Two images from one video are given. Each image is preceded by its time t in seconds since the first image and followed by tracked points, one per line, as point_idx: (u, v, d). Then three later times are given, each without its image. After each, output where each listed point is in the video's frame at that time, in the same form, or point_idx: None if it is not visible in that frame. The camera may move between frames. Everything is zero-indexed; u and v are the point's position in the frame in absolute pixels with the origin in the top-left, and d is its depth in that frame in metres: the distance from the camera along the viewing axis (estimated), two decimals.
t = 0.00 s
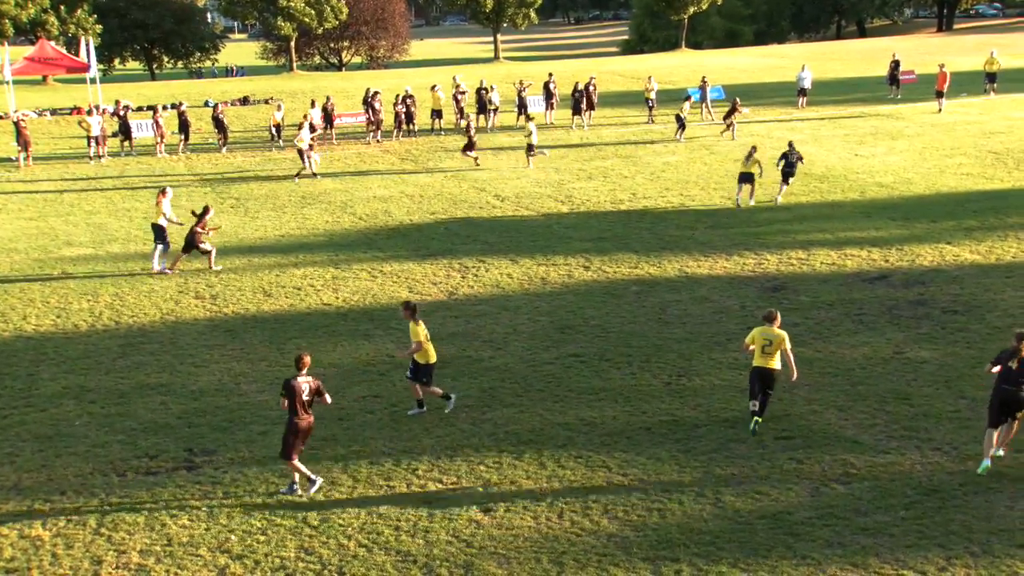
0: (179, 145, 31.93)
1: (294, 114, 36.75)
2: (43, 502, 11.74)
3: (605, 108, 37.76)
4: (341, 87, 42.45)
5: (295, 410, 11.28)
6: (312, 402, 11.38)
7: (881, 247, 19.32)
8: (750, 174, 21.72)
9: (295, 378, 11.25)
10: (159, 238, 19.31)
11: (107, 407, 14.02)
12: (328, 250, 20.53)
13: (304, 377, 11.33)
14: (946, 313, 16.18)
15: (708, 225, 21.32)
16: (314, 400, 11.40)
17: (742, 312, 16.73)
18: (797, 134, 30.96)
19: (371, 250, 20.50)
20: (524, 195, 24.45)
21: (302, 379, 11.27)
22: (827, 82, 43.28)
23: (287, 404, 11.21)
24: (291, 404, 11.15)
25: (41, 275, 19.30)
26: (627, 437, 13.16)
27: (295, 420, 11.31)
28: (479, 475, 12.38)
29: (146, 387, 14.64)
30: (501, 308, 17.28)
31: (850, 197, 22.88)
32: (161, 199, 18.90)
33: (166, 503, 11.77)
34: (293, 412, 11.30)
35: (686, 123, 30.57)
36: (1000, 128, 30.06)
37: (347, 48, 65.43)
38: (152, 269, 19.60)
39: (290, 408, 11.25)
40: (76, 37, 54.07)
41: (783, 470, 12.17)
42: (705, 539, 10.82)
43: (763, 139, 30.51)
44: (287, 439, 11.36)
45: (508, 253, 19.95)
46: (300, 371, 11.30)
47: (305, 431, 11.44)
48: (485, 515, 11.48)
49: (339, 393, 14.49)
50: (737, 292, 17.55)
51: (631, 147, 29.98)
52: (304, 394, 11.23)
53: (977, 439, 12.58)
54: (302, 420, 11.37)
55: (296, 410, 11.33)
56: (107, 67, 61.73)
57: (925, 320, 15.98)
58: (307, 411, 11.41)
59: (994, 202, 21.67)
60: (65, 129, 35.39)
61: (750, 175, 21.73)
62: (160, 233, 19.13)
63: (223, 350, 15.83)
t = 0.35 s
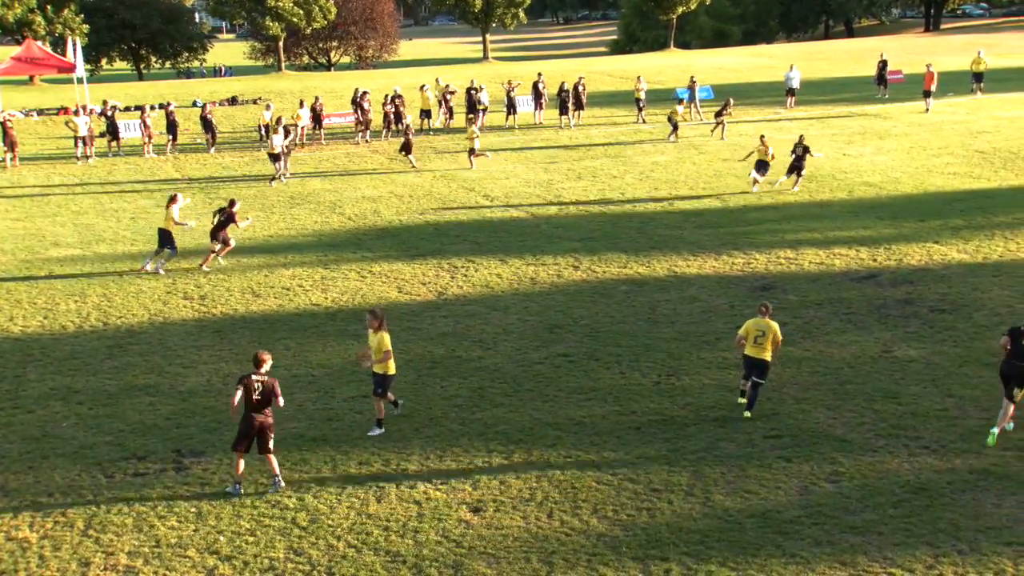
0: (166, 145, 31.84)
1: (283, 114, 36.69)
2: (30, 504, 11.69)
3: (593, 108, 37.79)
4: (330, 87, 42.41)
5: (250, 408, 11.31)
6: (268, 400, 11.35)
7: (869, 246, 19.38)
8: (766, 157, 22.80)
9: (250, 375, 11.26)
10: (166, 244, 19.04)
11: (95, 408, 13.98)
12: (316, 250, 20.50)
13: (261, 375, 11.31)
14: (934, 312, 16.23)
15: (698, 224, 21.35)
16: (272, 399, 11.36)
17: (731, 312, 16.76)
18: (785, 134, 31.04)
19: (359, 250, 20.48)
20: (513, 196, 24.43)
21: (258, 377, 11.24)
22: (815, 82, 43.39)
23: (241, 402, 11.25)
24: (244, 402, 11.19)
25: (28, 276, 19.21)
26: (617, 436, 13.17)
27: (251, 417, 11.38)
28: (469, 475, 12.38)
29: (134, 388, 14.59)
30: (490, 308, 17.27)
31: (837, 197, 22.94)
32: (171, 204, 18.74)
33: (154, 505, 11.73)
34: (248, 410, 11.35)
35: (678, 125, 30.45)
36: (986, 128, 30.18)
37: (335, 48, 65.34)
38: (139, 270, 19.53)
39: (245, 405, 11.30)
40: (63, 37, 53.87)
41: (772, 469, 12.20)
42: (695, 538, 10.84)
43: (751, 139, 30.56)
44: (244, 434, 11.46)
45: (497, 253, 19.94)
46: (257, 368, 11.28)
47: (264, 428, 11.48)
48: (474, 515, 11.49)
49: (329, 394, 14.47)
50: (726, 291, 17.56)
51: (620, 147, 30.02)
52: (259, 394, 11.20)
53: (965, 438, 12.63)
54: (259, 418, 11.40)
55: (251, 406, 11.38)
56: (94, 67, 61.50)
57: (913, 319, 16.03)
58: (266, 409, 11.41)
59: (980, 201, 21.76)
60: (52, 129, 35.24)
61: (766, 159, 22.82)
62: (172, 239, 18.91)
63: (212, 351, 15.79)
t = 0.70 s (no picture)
0: (141, 146, 31.63)
1: (260, 114, 36.54)
2: (4, 509, 11.58)
3: (570, 107, 37.83)
4: (306, 87, 42.24)
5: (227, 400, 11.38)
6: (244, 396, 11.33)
7: (845, 245, 19.49)
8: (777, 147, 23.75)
9: (235, 368, 11.42)
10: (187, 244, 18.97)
11: (70, 411, 13.86)
12: (294, 251, 20.42)
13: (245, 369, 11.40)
14: (909, 310, 16.35)
15: (675, 224, 21.40)
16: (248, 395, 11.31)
17: (708, 311, 16.81)
18: (762, 133, 31.20)
19: (335, 251, 20.42)
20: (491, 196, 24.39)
21: (240, 371, 11.34)
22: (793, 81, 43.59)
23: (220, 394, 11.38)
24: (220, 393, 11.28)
25: None
26: (596, 436, 13.18)
27: (229, 410, 11.43)
28: (448, 476, 12.37)
29: (110, 390, 14.49)
30: (469, 309, 17.25)
31: (813, 196, 23.06)
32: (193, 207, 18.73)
33: (131, 508, 11.65)
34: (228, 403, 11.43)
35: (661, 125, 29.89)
36: (959, 127, 30.42)
37: (311, 48, 65.09)
38: (114, 271, 19.39)
39: (226, 397, 11.43)
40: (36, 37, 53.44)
41: (750, 467, 12.25)
42: (674, 536, 10.87)
43: (728, 138, 30.68)
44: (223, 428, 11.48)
45: (475, 254, 19.92)
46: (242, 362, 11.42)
47: (240, 425, 11.44)
48: (453, 516, 11.48)
49: (306, 395, 14.42)
50: (703, 290, 17.62)
51: (598, 146, 30.08)
52: (234, 387, 11.26)
53: (941, 434, 12.72)
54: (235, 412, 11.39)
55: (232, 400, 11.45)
56: (67, 67, 61.00)
57: (889, 317, 16.14)
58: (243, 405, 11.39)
59: (953, 200, 21.93)
60: (26, 130, 34.93)
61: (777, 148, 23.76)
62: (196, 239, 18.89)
63: (189, 352, 15.70)
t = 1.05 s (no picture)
0: (108, 146, 31.37)
1: (229, 112, 36.33)
2: None
3: (540, 106, 37.87)
4: (274, 85, 42.04)
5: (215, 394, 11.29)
6: (234, 392, 11.23)
7: (814, 242, 19.61)
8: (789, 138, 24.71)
9: (229, 363, 11.34)
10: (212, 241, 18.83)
11: (36, 414, 13.73)
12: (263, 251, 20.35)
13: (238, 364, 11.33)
14: (877, 306, 16.48)
15: (646, 222, 21.45)
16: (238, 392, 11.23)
17: (679, 308, 16.86)
18: (732, 131, 31.35)
19: (303, 250, 20.34)
20: (462, 195, 24.36)
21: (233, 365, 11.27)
22: (764, 80, 43.82)
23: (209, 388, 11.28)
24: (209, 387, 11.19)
25: None
26: (567, 434, 13.20)
27: (217, 404, 11.35)
28: (420, 475, 12.35)
29: (77, 392, 14.36)
30: (440, 308, 17.22)
31: (782, 193, 23.19)
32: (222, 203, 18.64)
33: (99, 511, 11.55)
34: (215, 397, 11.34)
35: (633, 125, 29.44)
36: (925, 125, 30.70)
37: (280, 47, 64.71)
38: (81, 272, 19.23)
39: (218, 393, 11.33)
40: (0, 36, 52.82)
41: (720, 464, 12.31)
42: (645, 534, 10.91)
43: (697, 136, 30.81)
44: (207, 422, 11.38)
45: (445, 253, 19.90)
46: (236, 356, 11.37)
47: (227, 419, 11.36)
48: (424, 515, 11.46)
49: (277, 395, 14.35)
50: (674, 288, 17.68)
51: (569, 144, 30.11)
52: (225, 381, 11.17)
53: (908, 429, 12.83)
54: (223, 407, 11.30)
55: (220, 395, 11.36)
56: (32, 66, 60.36)
57: (857, 313, 16.26)
58: (232, 400, 11.30)
59: (919, 198, 22.10)
60: None
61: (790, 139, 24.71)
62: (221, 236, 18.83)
63: (157, 354, 15.59)
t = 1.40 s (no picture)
0: (66, 146, 30.97)
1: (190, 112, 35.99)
2: None
3: (503, 105, 37.89)
4: (234, 85, 41.71)
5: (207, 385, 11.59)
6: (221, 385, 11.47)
7: (775, 240, 19.77)
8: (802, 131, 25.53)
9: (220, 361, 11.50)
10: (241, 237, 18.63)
11: None
12: (224, 252, 20.21)
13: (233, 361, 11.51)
14: (839, 302, 16.64)
15: (609, 221, 21.51)
16: (228, 387, 11.44)
17: (643, 307, 16.92)
18: (693, 130, 31.52)
19: (264, 251, 20.22)
20: (425, 195, 24.33)
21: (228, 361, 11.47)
22: (727, 78, 44.13)
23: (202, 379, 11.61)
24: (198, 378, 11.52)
25: None
26: (532, 433, 13.21)
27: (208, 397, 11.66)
28: (385, 476, 12.31)
29: (36, 397, 14.16)
30: (404, 308, 17.18)
31: (743, 191, 23.35)
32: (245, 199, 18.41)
33: (59, 516, 11.41)
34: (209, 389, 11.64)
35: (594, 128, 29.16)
36: (884, 123, 31.08)
37: (241, 46, 64.18)
38: (39, 275, 18.98)
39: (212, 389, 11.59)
40: None
41: (685, 461, 12.37)
42: (611, 532, 10.94)
43: (660, 135, 30.96)
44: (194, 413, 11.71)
45: (409, 253, 19.85)
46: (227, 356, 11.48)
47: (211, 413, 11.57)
48: (390, 516, 11.42)
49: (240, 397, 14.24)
50: (638, 286, 17.74)
51: (532, 144, 30.16)
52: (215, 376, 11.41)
53: (869, 425, 12.96)
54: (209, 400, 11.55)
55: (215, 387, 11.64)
56: None
57: (819, 310, 16.42)
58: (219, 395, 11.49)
59: (878, 195, 22.35)
60: None
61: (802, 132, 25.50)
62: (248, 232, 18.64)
63: (118, 357, 15.42)
